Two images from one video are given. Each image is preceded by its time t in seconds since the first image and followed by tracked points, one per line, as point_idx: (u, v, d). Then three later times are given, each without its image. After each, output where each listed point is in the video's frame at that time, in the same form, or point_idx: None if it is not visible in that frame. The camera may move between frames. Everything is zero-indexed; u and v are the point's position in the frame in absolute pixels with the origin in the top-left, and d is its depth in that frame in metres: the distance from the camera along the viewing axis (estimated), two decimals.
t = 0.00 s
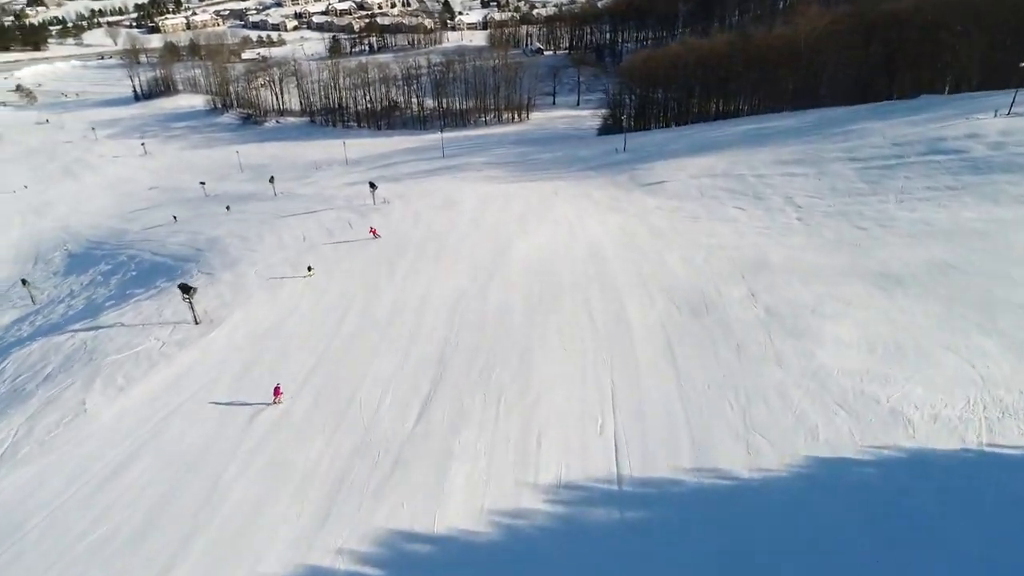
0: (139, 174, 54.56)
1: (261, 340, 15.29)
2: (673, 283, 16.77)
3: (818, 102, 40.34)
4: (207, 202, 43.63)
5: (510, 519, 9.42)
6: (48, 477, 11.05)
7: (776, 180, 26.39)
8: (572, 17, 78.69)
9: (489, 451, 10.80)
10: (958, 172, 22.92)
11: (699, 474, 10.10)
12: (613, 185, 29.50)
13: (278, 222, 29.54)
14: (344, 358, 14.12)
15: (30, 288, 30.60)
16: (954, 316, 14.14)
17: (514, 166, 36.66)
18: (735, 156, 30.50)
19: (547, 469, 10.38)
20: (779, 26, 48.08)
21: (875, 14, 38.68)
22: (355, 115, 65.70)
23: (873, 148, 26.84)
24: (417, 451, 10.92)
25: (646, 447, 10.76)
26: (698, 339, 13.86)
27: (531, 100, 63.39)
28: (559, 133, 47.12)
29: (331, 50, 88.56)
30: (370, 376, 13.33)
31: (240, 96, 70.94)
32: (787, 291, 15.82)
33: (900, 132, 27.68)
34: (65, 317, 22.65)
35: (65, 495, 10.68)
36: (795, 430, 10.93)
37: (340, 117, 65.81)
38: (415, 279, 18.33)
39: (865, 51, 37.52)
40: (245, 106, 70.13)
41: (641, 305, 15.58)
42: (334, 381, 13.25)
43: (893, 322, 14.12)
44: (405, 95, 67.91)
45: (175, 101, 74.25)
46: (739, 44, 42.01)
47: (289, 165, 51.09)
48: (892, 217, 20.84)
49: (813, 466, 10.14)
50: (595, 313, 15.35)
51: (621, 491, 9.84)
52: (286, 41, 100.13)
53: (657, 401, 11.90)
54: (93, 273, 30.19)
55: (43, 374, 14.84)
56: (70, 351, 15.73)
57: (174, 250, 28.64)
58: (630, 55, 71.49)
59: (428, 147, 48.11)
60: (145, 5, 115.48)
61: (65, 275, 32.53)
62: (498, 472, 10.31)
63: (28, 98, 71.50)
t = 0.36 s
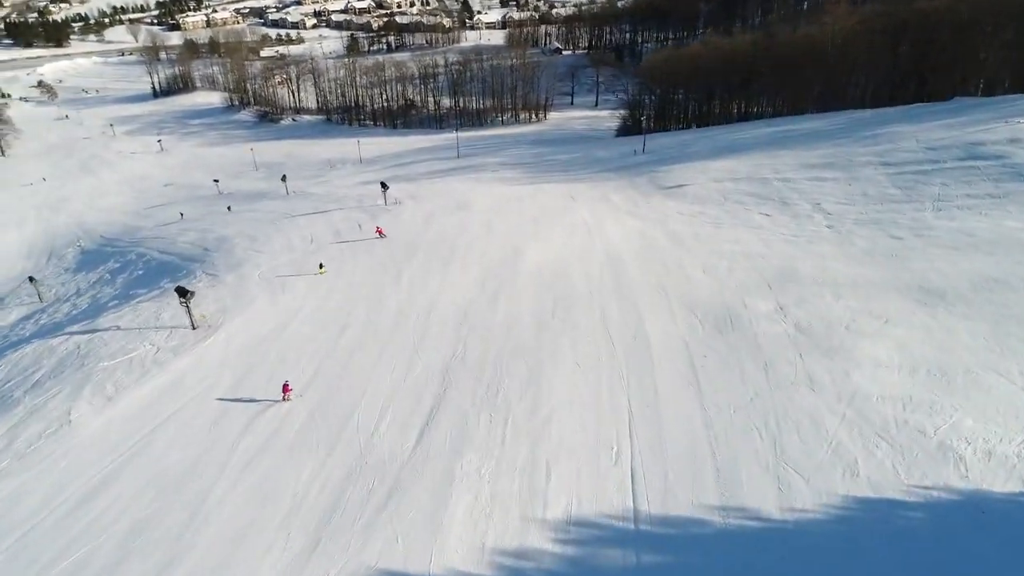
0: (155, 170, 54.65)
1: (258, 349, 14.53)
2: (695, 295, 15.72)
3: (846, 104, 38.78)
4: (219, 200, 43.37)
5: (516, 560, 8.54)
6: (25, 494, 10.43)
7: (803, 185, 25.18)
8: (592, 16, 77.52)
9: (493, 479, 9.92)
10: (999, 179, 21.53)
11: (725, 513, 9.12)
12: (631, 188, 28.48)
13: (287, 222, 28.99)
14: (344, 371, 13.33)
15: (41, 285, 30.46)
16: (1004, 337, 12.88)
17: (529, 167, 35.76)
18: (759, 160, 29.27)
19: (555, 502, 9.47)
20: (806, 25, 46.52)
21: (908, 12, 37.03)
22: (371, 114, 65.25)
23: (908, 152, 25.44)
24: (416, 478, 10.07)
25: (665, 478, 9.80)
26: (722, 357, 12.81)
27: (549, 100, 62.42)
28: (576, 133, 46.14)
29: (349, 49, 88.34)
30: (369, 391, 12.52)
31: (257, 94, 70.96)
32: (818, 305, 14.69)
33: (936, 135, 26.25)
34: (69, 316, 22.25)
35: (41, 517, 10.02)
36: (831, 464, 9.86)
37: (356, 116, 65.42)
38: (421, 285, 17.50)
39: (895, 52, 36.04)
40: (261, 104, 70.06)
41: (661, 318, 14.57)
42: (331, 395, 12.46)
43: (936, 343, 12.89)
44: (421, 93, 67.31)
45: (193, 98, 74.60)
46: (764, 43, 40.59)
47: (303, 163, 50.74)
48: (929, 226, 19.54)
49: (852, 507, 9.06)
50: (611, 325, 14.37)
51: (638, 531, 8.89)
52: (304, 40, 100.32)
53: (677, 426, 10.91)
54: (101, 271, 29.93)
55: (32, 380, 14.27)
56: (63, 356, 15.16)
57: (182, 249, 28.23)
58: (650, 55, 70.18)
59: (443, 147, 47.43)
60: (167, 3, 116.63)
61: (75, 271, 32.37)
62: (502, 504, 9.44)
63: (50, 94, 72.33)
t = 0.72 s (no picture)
0: (172, 166, 54.70)
1: (253, 364, 13.74)
2: (720, 311, 14.54)
3: (879, 106, 37.03)
4: (233, 197, 43.07)
5: None
6: None
7: (835, 191, 23.79)
8: (615, 15, 76.12)
9: (496, 518, 8.95)
10: None
11: (757, 567, 8.05)
12: (651, 192, 27.30)
13: (297, 221, 28.35)
14: (341, 389, 12.48)
15: (52, 281, 30.28)
16: None
17: (546, 168, 34.73)
18: (787, 164, 27.88)
19: (565, 547, 8.47)
20: (838, 24, 44.70)
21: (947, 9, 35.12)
22: (388, 112, 64.68)
23: (949, 158, 23.88)
24: (410, 513, 9.11)
25: (689, 522, 8.73)
26: (751, 381, 11.64)
27: (569, 100, 61.28)
28: (596, 134, 44.98)
29: (368, 47, 88.05)
30: (366, 412, 11.62)
31: (276, 91, 70.91)
32: (857, 323, 13.39)
33: (980, 140, 24.63)
34: (72, 316, 21.83)
35: (8, 545, 9.33)
36: (879, 511, 8.68)
37: (373, 114, 64.90)
38: (428, 294, 16.55)
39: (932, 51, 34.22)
40: (280, 101, 69.96)
41: (683, 336, 13.44)
42: (326, 417, 11.61)
43: (995, 368, 11.47)
44: (439, 92, 66.58)
45: (213, 95, 74.92)
46: (793, 42, 39.03)
47: (318, 161, 50.30)
48: (975, 238, 18.10)
49: (904, 565, 7.90)
50: (630, 344, 13.26)
51: None
52: (325, 37, 100.34)
53: (701, 459, 9.83)
54: (111, 269, 29.63)
55: (20, 386, 13.68)
56: (54, 361, 14.55)
57: (190, 247, 27.76)
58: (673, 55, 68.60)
59: (459, 146, 46.62)
60: None
61: (87, 268, 32.20)
62: (505, 548, 8.46)
63: (73, 90, 73.17)
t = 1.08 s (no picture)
0: (183, 163, 54.50)
1: (242, 379, 12.93)
2: (745, 327, 13.41)
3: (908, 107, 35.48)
4: (242, 195, 42.59)
5: None
6: None
7: (864, 196, 22.51)
8: (632, 14, 74.79)
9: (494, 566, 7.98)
10: None
11: None
12: (669, 195, 26.17)
13: (303, 221, 27.63)
14: (334, 407, 11.55)
15: (55, 280, 29.92)
16: None
17: (560, 169, 33.72)
18: (812, 167, 26.60)
19: None
20: (864, 22, 43.16)
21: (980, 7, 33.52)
22: (401, 111, 63.98)
23: (987, 162, 22.48)
24: (398, 556, 8.22)
25: None
26: (780, 407, 10.55)
27: (584, 100, 60.14)
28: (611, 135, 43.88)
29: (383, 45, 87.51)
30: (359, 433, 10.70)
31: (289, 88, 70.59)
32: (897, 343, 12.19)
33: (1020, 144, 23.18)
34: (68, 318, 21.28)
35: None
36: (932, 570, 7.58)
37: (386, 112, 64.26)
38: (431, 303, 15.60)
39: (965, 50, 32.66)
40: (293, 99, 69.60)
41: (705, 354, 12.35)
42: (315, 439, 10.72)
43: None
44: (453, 90, 65.76)
45: (227, 93, 74.87)
46: (817, 41, 37.64)
47: (329, 160, 49.71)
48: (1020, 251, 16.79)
49: None
50: (646, 361, 12.22)
51: None
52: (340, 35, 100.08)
53: (727, 501, 8.78)
54: (114, 268, 29.19)
55: None
56: (36, 370, 13.91)
57: (193, 247, 27.19)
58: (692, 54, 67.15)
59: (471, 146, 45.75)
60: None
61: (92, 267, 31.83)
62: None
63: (89, 86, 73.41)
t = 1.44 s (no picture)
0: (188, 161, 53.99)
1: (224, 394, 12.00)
2: (767, 344, 12.38)
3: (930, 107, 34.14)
4: (245, 195, 41.92)
5: None
6: None
7: (889, 201, 21.34)
8: (643, 13, 73.68)
9: None
10: None
11: None
12: (681, 198, 25.11)
13: (303, 222, 26.83)
14: (319, 429, 10.66)
15: (52, 280, 29.32)
16: None
17: (568, 170, 32.72)
18: (832, 170, 25.42)
19: None
20: (884, 21, 41.84)
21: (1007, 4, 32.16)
22: (409, 110, 63.18)
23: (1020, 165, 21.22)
24: None
25: None
26: (809, 437, 9.54)
27: (594, 100, 59.09)
28: (622, 135, 42.82)
29: (391, 43, 86.80)
30: (344, 460, 9.81)
31: (296, 87, 70.03)
32: (938, 366, 11.07)
33: None
34: (58, 322, 20.58)
35: None
36: None
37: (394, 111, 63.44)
38: (430, 312, 14.67)
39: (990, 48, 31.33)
40: (300, 97, 69.01)
41: (723, 374, 11.33)
42: (298, 465, 9.83)
43: None
44: (461, 89, 64.88)
45: (234, 91, 74.49)
46: (835, 40, 36.38)
47: (334, 159, 49.00)
48: None
49: None
50: (659, 381, 11.24)
51: None
52: (349, 34, 99.50)
53: (753, 550, 7.80)
54: (111, 268, 28.50)
55: None
56: (11, 383, 13.13)
57: (190, 249, 26.45)
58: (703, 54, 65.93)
59: (478, 145, 44.85)
60: None
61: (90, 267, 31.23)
62: None
63: (97, 84, 73.29)
